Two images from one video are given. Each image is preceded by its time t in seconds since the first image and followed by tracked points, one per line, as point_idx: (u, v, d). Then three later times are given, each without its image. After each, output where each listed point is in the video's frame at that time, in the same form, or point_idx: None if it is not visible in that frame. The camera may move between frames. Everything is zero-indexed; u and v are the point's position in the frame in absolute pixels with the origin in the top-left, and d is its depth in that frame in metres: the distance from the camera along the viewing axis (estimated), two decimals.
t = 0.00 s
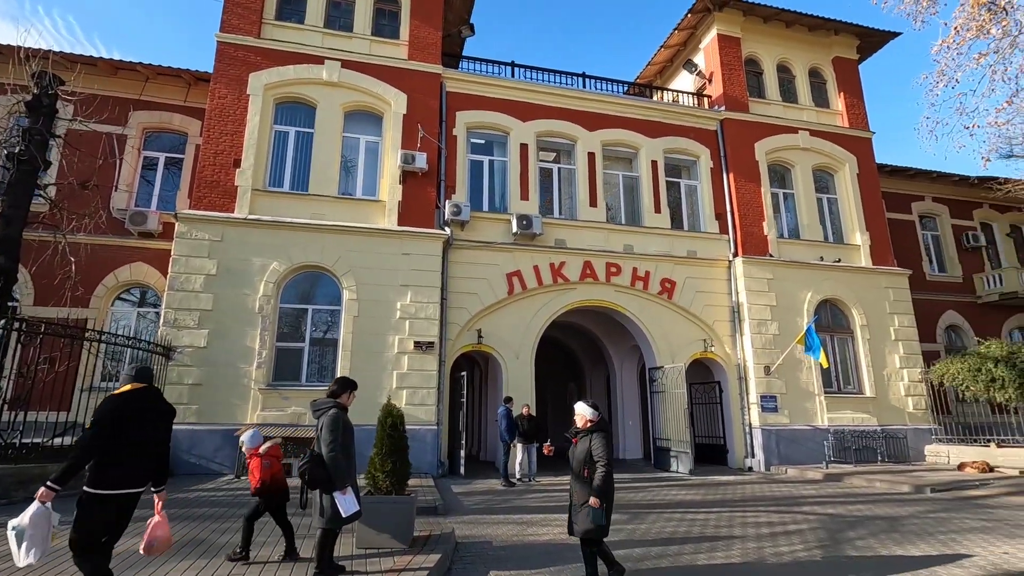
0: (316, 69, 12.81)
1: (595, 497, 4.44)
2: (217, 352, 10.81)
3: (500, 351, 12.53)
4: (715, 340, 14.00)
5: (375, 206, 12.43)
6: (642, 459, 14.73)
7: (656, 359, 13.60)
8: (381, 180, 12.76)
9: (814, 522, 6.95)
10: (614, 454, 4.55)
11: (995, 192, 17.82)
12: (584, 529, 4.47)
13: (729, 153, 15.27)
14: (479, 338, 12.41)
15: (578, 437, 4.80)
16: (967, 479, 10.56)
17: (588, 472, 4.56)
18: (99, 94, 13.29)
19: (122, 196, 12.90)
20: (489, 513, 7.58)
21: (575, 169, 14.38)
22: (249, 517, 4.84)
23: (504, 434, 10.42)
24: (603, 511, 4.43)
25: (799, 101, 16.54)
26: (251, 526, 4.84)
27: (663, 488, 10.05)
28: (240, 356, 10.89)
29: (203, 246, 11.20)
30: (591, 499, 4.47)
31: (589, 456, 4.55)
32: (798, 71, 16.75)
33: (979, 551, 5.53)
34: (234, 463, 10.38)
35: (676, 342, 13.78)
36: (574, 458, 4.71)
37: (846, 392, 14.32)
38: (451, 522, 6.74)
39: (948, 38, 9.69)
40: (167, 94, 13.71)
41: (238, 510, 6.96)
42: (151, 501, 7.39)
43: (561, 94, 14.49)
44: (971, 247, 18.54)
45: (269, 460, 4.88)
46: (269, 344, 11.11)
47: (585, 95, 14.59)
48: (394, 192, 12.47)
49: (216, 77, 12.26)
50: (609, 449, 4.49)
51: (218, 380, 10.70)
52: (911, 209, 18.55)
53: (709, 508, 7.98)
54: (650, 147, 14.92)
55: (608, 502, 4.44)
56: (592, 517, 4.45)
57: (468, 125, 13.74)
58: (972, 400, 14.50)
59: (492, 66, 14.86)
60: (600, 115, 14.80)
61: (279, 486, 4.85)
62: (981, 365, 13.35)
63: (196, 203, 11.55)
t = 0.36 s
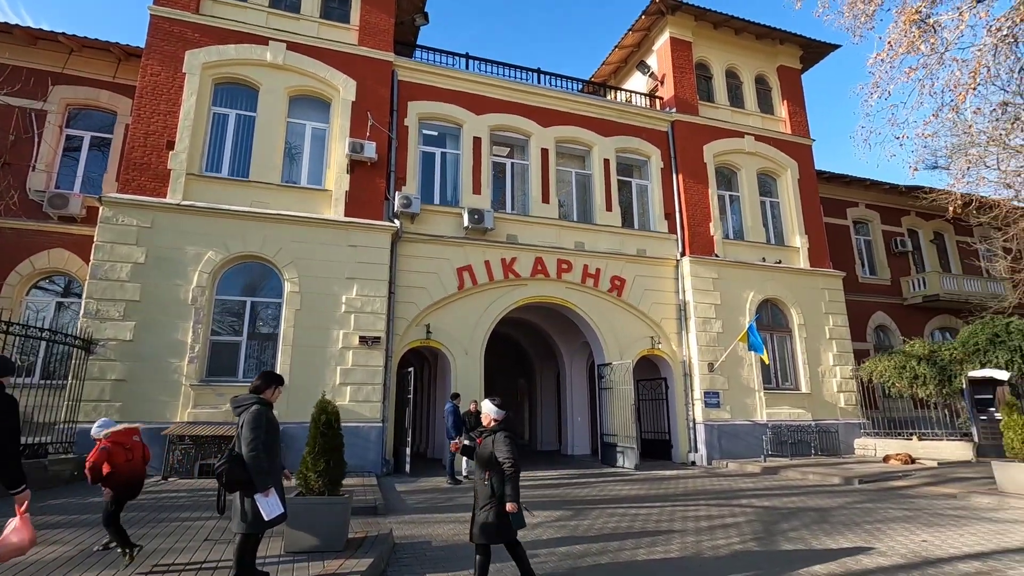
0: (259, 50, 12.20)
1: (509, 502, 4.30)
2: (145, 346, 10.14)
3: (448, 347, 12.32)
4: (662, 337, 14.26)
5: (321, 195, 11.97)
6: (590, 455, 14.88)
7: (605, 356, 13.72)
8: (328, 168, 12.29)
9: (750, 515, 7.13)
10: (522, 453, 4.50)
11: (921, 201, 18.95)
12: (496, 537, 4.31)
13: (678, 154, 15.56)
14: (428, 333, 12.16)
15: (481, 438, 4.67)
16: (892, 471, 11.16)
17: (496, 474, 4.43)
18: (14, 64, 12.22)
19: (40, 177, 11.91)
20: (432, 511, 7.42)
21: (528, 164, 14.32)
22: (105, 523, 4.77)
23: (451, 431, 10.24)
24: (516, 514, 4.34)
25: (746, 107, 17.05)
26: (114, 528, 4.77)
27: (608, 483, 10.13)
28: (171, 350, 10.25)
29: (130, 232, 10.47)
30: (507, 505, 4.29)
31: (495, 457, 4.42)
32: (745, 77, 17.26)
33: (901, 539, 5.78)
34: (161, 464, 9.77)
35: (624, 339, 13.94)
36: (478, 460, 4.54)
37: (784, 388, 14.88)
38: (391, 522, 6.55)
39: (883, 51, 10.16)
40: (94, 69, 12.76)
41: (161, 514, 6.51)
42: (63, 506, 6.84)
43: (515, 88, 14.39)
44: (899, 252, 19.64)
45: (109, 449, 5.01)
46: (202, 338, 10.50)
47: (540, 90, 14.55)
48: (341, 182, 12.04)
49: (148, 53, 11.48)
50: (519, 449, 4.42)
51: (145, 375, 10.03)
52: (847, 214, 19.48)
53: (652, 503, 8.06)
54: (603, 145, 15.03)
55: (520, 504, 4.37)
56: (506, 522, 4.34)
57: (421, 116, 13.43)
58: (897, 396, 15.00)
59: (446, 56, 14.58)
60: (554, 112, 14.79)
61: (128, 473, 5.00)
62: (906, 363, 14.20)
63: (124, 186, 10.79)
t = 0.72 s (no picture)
0: (226, 36, 11.79)
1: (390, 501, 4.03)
2: (101, 341, 9.73)
3: (421, 343, 12.11)
4: (637, 335, 14.25)
5: (290, 187, 11.65)
6: (564, 452, 14.83)
7: (580, 353, 13.65)
8: (297, 159, 11.97)
9: (718, 513, 7.09)
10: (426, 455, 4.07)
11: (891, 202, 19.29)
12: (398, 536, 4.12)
13: (655, 152, 15.56)
14: (400, 329, 11.93)
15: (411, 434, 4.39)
16: (859, 468, 11.31)
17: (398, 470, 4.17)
18: None
19: None
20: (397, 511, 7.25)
21: (505, 159, 14.16)
22: None
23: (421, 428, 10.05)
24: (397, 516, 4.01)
25: (722, 106, 17.12)
26: None
27: (580, 482, 10.06)
28: (129, 345, 9.86)
29: (86, 222, 10.03)
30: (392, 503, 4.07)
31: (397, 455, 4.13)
32: (722, 76, 17.33)
33: (865, 536, 5.80)
34: (117, 464, 9.39)
35: (599, 336, 13.90)
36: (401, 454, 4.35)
37: (756, 386, 15.01)
38: (354, 522, 6.37)
39: (857, 52, 10.24)
40: (50, 51, 12.21)
41: (108, 516, 6.20)
42: (4, 509, 6.49)
43: (492, 82, 14.20)
44: (869, 252, 19.99)
45: None
46: (163, 333, 10.12)
47: (516, 85, 14.39)
48: (311, 173, 11.73)
49: (107, 35, 11.00)
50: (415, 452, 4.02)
51: (100, 371, 9.63)
52: (820, 215, 19.74)
53: (622, 501, 8.00)
54: (580, 141, 14.94)
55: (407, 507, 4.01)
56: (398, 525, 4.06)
57: (394, 108, 13.16)
58: (866, 394, 15.17)
59: (422, 47, 14.32)
60: (531, 107, 14.65)
61: None
62: (874, 361, 14.36)
63: (80, 174, 10.34)
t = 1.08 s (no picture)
0: (206, 25, 11.52)
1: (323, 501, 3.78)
2: (74, 337, 9.47)
3: (405, 340, 11.93)
4: (624, 332, 14.16)
5: (271, 180, 11.41)
6: (551, 450, 14.73)
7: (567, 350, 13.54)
8: (279, 152, 11.73)
9: (702, 512, 7.00)
10: (361, 454, 3.80)
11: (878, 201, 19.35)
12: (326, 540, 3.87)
13: (643, 148, 15.46)
14: (383, 325, 11.74)
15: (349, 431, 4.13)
16: (845, 465, 11.29)
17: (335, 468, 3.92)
18: None
19: None
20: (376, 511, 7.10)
21: (492, 154, 13.99)
22: None
23: (403, 426, 9.88)
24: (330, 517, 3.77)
25: (711, 102, 17.06)
26: None
27: (564, 480, 9.95)
28: (103, 342, 9.60)
29: (59, 215, 9.75)
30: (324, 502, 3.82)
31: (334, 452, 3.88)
32: (711, 73, 17.26)
33: (849, 536, 5.73)
34: (90, 463, 9.14)
35: (586, 333, 13.79)
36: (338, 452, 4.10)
37: (743, 383, 14.98)
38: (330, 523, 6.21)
39: (844, 49, 10.17)
40: (24, 39, 11.86)
41: (73, 518, 5.97)
42: None
43: (479, 76, 14.02)
44: (857, 250, 20.05)
45: None
46: (138, 330, 9.87)
47: (504, 79, 14.23)
48: (293, 167, 11.49)
49: (82, 23, 10.70)
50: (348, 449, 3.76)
51: (72, 368, 9.36)
52: (808, 212, 19.76)
53: (606, 500, 7.89)
54: (568, 137, 14.81)
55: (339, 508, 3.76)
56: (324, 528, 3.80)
57: (379, 101, 12.95)
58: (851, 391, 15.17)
59: (408, 40, 14.10)
60: (519, 101, 14.49)
61: None
62: (861, 359, 14.37)
63: (53, 165, 10.04)
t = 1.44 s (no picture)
0: (185, 12, 11.19)
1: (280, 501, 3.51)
2: (44, 331, 9.16)
3: (390, 335, 11.70)
4: (613, 328, 14.00)
5: (252, 171, 11.13)
6: (539, 447, 14.57)
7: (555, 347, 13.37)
8: (261, 143, 11.44)
9: (689, 511, 6.85)
10: (316, 447, 3.60)
11: (868, 198, 19.33)
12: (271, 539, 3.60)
13: (633, 143, 15.30)
14: (367, 321, 11.49)
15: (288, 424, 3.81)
16: (833, 462, 11.20)
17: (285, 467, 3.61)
18: None
19: None
20: (355, 510, 6.89)
21: (480, 147, 13.77)
22: None
23: (386, 424, 9.66)
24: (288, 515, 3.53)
25: (702, 97, 16.93)
26: None
27: (550, 478, 9.77)
28: (75, 336, 9.30)
29: (29, 205, 9.42)
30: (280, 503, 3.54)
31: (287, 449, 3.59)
32: (702, 68, 17.13)
33: (838, 535, 5.59)
34: (60, 461, 8.84)
35: (574, 330, 13.63)
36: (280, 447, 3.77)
37: (733, 380, 14.88)
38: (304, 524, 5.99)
39: (836, 43, 10.04)
40: None
41: (32, 519, 5.70)
42: None
43: (467, 67, 13.78)
44: (846, 248, 20.02)
45: None
46: (112, 324, 9.58)
47: (492, 71, 14.00)
48: (275, 158, 11.21)
49: (55, 7, 10.34)
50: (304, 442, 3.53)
51: (42, 363, 9.06)
52: (798, 209, 19.71)
53: (592, 498, 7.71)
54: (558, 130, 14.61)
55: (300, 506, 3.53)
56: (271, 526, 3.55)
57: (365, 92, 12.68)
58: (840, 388, 15.12)
59: (396, 30, 13.83)
60: (508, 94, 14.27)
61: None
62: (850, 355, 14.28)
63: (23, 154, 9.70)
